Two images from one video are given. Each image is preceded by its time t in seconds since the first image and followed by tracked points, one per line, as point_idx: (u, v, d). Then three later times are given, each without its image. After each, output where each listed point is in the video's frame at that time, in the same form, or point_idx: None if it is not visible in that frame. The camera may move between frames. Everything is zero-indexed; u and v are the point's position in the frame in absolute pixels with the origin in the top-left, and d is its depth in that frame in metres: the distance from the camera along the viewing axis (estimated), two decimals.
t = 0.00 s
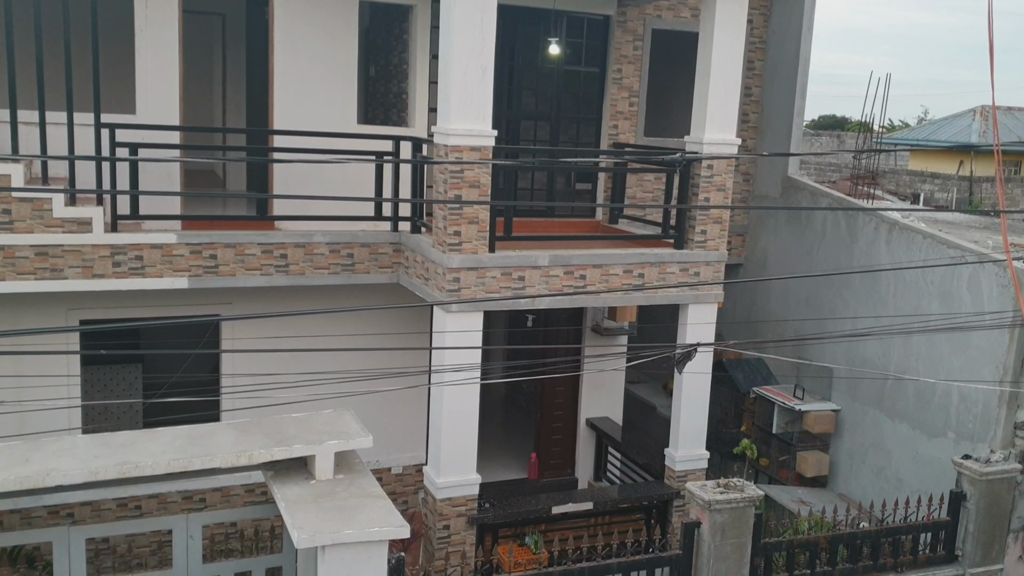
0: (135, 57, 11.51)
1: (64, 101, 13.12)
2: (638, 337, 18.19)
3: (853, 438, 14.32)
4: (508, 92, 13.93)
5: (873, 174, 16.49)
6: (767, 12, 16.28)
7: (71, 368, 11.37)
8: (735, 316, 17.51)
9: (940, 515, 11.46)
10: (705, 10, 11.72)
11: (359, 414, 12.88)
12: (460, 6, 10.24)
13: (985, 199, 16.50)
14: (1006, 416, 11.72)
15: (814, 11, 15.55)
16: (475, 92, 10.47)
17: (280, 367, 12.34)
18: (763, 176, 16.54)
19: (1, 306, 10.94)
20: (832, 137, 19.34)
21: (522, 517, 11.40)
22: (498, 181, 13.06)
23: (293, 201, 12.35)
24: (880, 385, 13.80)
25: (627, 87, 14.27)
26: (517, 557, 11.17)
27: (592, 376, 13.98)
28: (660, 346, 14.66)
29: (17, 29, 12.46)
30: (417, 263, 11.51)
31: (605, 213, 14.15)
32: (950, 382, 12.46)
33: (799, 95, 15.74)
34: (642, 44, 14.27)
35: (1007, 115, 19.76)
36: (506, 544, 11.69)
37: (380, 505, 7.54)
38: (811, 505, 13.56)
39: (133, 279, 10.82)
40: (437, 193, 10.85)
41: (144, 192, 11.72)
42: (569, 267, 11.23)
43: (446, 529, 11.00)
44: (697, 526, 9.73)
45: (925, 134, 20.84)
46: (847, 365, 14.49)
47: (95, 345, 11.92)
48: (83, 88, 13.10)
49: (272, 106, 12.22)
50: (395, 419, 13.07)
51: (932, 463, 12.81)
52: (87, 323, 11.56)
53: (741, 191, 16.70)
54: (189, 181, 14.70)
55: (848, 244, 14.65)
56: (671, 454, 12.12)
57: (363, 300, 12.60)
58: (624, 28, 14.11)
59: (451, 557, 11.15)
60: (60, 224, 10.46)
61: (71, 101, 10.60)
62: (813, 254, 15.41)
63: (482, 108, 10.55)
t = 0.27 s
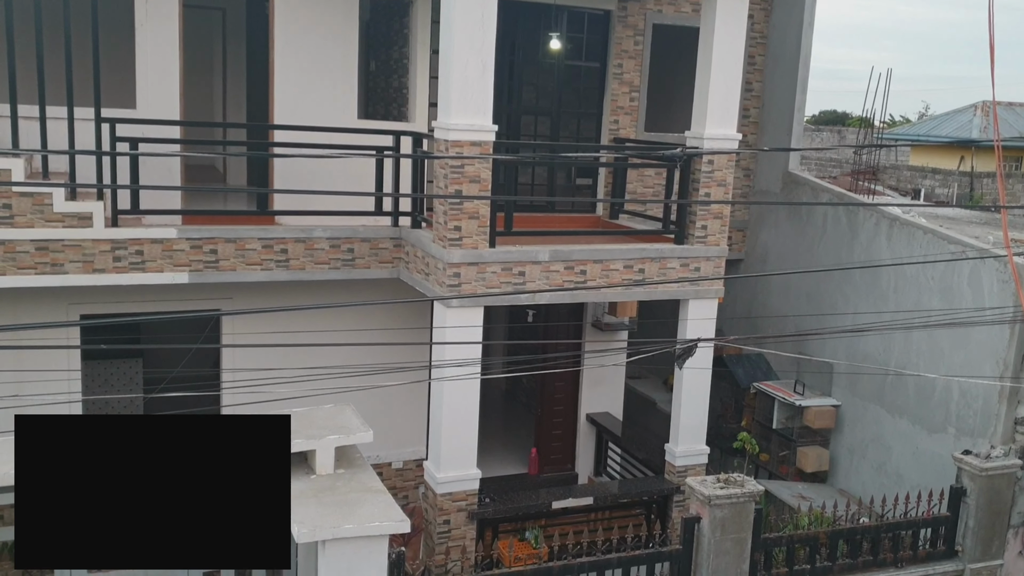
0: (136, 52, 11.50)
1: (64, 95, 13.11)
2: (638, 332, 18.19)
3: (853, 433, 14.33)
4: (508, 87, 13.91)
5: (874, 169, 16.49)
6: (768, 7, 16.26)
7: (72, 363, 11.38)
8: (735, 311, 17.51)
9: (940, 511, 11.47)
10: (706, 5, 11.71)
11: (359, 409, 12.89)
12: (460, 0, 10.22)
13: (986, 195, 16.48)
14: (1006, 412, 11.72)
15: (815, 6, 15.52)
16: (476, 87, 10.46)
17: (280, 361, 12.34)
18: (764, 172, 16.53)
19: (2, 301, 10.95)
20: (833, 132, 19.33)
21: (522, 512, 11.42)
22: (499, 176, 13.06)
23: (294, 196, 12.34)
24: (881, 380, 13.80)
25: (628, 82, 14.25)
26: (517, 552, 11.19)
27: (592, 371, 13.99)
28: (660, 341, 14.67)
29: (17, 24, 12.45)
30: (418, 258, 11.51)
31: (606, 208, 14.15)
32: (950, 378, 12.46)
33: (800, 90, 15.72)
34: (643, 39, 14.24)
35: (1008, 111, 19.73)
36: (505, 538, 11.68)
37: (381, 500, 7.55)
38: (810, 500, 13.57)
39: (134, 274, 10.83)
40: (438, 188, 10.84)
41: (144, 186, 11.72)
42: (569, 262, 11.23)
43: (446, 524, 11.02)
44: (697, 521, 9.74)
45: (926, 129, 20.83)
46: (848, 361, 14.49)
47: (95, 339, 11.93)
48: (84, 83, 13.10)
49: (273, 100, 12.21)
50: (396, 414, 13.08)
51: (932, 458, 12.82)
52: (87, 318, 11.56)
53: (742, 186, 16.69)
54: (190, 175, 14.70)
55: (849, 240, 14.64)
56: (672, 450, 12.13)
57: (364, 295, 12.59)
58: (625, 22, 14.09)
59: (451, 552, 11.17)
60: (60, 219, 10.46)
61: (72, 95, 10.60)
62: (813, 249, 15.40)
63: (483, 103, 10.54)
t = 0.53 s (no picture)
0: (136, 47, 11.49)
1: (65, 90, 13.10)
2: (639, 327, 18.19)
3: (854, 429, 14.33)
4: (509, 81, 13.89)
5: (876, 164, 16.47)
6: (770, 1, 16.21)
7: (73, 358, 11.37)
8: (736, 307, 17.50)
9: (940, 506, 11.48)
10: None
11: (360, 404, 12.89)
12: None
13: (988, 190, 16.47)
14: (1007, 407, 11.72)
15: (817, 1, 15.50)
16: (477, 82, 10.45)
17: (280, 356, 12.34)
18: (765, 167, 16.52)
19: (3, 295, 10.95)
20: (834, 127, 19.30)
21: (523, 507, 11.43)
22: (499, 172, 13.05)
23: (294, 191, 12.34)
24: (881, 375, 13.81)
25: (629, 77, 14.21)
26: (518, 547, 11.20)
27: (593, 366, 13.98)
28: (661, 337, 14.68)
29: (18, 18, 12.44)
30: (419, 253, 11.50)
31: (607, 203, 14.14)
32: (951, 373, 12.46)
33: (801, 85, 15.69)
34: (644, 34, 14.21)
35: (1009, 106, 19.70)
36: (506, 533, 11.71)
37: (382, 495, 7.55)
38: (811, 495, 13.57)
39: (135, 269, 10.83)
40: (438, 183, 10.84)
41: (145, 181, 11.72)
42: (570, 257, 11.22)
43: (447, 519, 11.03)
44: (698, 516, 9.74)
45: (927, 124, 20.79)
46: (849, 355, 14.49)
47: (96, 335, 11.94)
48: (84, 78, 13.09)
49: (273, 95, 12.20)
50: (396, 409, 13.08)
51: (932, 454, 12.83)
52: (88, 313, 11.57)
53: (743, 181, 16.68)
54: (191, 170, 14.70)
55: (850, 235, 14.64)
56: (672, 445, 12.13)
57: (364, 290, 12.59)
58: (626, 18, 14.04)
59: (452, 547, 11.18)
60: (61, 214, 10.46)
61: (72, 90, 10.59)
62: (814, 244, 15.39)
63: (483, 98, 10.53)
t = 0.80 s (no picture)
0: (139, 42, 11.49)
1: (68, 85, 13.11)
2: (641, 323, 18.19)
3: (856, 424, 14.32)
4: (512, 76, 13.82)
5: (879, 160, 16.46)
6: None
7: (76, 352, 11.39)
8: (739, 302, 17.50)
9: (942, 501, 11.48)
10: None
11: (363, 399, 12.91)
12: None
13: (991, 186, 16.45)
14: (1010, 402, 11.71)
15: None
16: (479, 77, 10.45)
17: (283, 351, 12.35)
18: (768, 162, 16.51)
19: (6, 290, 10.97)
20: (837, 123, 19.28)
21: (525, 502, 11.45)
22: (502, 167, 13.06)
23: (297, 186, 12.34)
24: (884, 371, 13.80)
25: (631, 72, 14.22)
26: (520, 541, 11.22)
27: (595, 362, 13.98)
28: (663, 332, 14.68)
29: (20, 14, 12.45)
30: (421, 248, 11.50)
31: (609, 199, 14.14)
32: (954, 368, 12.45)
33: (804, 80, 15.67)
34: (646, 28, 14.23)
35: (1013, 101, 19.65)
36: (508, 528, 11.79)
37: (384, 490, 7.56)
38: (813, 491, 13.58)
39: (137, 264, 10.84)
40: (441, 178, 10.84)
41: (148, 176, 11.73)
42: (573, 252, 11.22)
43: (450, 513, 11.04)
44: (700, 512, 9.74)
45: (931, 120, 20.77)
46: (851, 351, 14.48)
47: (99, 330, 11.96)
48: (87, 73, 13.10)
49: (276, 90, 12.20)
50: (399, 404, 13.10)
51: (935, 449, 12.82)
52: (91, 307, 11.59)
53: (745, 177, 16.67)
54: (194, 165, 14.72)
55: (852, 230, 14.62)
56: (674, 440, 12.14)
57: (367, 285, 12.60)
58: (628, 12, 14.04)
59: (454, 541, 11.20)
60: (63, 208, 10.47)
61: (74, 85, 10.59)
62: (817, 239, 15.38)
63: (485, 93, 10.52)
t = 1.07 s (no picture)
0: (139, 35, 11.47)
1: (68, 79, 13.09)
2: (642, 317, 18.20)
3: (857, 419, 14.33)
4: (513, 71, 13.80)
5: (880, 155, 16.44)
6: None
7: (76, 346, 11.38)
8: (739, 296, 17.49)
9: (942, 496, 11.48)
10: None
11: (363, 393, 12.92)
12: None
13: (992, 180, 16.44)
14: (1010, 397, 11.71)
15: None
16: (480, 70, 10.43)
17: (284, 345, 12.35)
18: (769, 157, 16.49)
19: (6, 283, 10.96)
20: (838, 117, 19.25)
21: (525, 496, 11.47)
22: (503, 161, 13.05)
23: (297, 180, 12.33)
24: (885, 365, 13.80)
25: (632, 66, 14.11)
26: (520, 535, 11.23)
27: (596, 356, 13.98)
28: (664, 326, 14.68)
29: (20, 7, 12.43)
30: (422, 242, 11.50)
31: (610, 193, 14.12)
32: (954, 363, 12.45)
33: (805, 75, 15.65)
34: (648, 22, 14.03)
35: (1014, 96, 19.61)
36: (508, 522, 11.79)
37: (384, 484, 7.56)
38: (813, 485, 13.59)
39: (138, 258, 10.84)
40: (442, 172, 10.83)
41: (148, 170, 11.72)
42: (573, 247, 11.22)
43: (450, 507, 11.06)
44: (700, 506, 9.75)
45: (933, 114, 20.70)
46: (851, 345, 14.48)
47: (99, 324, 11.96)
48: (87, 66, 13.08)
49: (276, 84, 12.19)
50: (400, 398, 13.11)
51: (935, 444, 12.82)
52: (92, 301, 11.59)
53: (746, 171, 16.67)
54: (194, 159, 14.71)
55: (853, 225, 14.63)
56: (674, 435, 12.15)
57: (368, 279, 12.59)
58: (629, 6, 13.85)
59: (454, 536, 11.22)
60: (64, 202, 10.46)
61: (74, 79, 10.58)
62: (817, 234, 15.38)
63: (487, 87, 10.51)
